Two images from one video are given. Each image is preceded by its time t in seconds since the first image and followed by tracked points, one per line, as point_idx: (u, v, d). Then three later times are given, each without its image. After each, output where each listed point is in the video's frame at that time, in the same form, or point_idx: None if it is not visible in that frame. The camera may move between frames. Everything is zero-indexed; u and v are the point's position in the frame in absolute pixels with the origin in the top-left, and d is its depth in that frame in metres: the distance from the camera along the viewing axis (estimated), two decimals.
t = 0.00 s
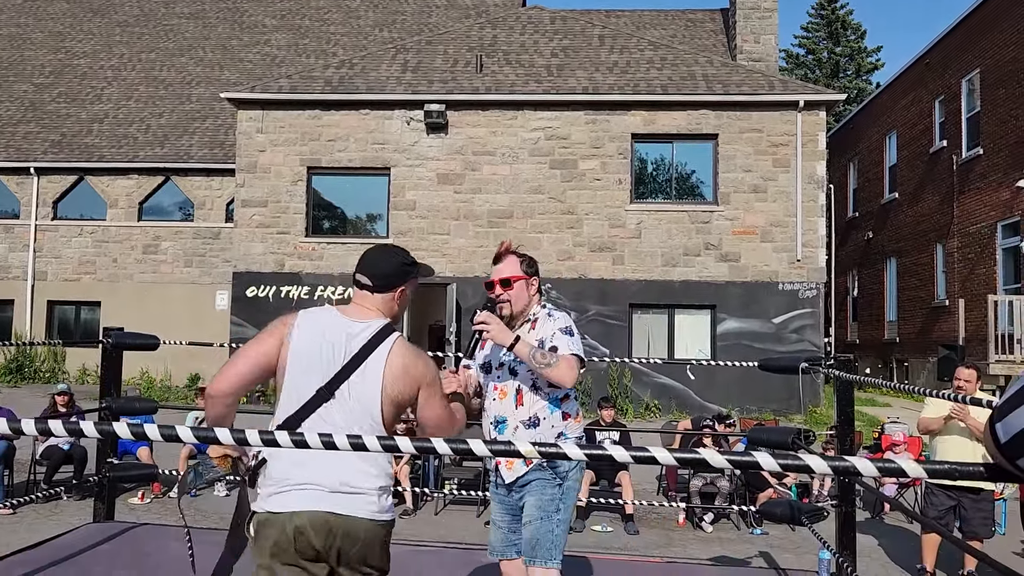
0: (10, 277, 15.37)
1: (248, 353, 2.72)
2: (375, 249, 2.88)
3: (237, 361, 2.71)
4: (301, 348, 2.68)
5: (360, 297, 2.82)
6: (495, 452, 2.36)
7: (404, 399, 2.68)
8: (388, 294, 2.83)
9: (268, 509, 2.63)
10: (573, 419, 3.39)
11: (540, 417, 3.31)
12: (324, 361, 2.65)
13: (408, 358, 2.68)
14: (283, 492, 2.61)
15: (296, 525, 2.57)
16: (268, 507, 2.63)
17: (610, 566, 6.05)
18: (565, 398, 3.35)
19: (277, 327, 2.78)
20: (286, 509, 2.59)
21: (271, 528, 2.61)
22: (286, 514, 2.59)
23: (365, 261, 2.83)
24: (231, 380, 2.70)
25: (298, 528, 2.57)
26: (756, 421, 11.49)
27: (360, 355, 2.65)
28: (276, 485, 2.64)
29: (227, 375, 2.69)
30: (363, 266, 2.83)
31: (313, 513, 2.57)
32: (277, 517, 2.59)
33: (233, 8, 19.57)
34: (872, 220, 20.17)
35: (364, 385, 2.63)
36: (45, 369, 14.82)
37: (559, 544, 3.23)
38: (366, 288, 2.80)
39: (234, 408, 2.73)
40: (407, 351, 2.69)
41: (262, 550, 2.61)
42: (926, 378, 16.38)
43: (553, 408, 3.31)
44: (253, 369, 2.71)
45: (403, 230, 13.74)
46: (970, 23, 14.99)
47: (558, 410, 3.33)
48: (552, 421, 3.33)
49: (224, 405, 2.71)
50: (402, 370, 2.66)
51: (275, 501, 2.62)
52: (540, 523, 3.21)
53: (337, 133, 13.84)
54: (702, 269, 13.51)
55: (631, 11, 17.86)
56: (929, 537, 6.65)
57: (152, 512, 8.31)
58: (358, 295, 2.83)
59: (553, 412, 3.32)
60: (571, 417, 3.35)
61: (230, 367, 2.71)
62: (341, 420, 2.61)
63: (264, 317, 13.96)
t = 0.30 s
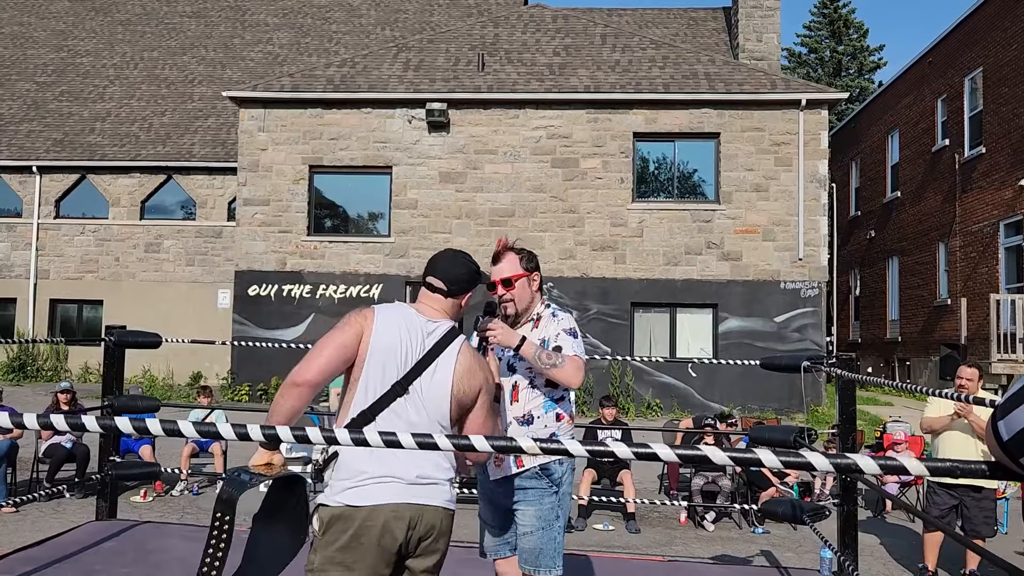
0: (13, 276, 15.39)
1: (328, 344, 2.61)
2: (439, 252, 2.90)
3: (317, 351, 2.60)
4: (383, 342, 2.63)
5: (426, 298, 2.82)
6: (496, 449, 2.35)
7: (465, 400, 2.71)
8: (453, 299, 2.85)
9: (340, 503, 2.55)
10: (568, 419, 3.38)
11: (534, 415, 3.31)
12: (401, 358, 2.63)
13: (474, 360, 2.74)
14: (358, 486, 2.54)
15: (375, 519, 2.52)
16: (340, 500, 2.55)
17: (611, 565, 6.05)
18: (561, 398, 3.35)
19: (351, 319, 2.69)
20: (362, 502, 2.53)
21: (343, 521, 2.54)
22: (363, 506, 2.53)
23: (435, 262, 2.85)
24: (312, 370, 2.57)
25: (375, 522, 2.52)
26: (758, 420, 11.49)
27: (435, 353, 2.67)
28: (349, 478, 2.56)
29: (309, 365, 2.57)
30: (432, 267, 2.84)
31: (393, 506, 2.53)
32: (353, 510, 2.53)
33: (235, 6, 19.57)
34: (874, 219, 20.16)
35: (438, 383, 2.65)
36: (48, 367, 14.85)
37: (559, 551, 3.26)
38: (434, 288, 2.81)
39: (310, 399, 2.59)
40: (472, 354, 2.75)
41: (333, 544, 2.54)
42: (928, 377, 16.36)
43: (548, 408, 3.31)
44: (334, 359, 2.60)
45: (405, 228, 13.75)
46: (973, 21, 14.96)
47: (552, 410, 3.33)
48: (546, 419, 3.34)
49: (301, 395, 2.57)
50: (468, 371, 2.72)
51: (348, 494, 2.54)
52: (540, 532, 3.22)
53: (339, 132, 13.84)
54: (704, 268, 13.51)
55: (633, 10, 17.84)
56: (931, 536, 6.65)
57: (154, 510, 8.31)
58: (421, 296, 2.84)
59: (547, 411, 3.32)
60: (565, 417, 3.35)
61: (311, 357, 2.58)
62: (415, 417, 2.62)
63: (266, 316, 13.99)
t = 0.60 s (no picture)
0: (13, 276, 15.40)
1: (385, 354, 2.55)
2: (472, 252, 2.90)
3: (376, 362, 2.53)
4: (439, 349, 2.61)
5: (467, 301, 2.82)
6: (495, 455, 2.36)
7: (511, 402, 2.77)
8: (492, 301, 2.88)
9: (400, 508, 2.54)
10: (570, 426, 3.39)
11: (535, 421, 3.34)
12: (456, 364, 2.64)
13: (519, 364, 2.80)
14: (419, 492, 2.54)
15: (438, 527, 2.53)
16: (401, 505, 2.54)
17: (610, 568, 6.06)
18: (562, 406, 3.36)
19: (402, 326, 2.63)
20: (425, 509, 2.53)
21: (404, 526, 2.53)
22: (426, 513, 2.52)
23: (474, 264, 2.85)
24: (372, 382, 2.51)
25: (437, 529, 2.53)
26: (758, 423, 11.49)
27: (485, 358, 2.70)
28: (410, 483, 2.55)
29: (370, 378, 2.50)
30: (472, 269, 2.83)
31: (455, 513, 2.54)
32: (414, 516, 2.52)
33: (236, 8, 19.58)
34: (873, 222, 20.17)
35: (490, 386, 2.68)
36: (48, 368, 14.86)
37: (560, 555, 3.26)
38: (476, 291, 2.81)
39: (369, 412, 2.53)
40: (516, 357, 2.80)
41: (388, 548, 2.54)
42: (928, 380, 16.37)
43: (548, 414, 3.33)
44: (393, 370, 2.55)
45: (405, 230, 13.75)
46: (974, 25, 14.96)
47: (553, 416, 3.34)
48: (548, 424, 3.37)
49: (362, 409, 2.50)
50: (515, 374, 2.76)
51: (408, 500, 2.54)
52: (539, 536, 3.23)
53: (340, 134, 13.85)
54: (704, 270, 13.52)
55: (634, 12, 17.85)
56: (930, 540, 6.65)
57: (153, 512, 8.32)
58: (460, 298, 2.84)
59: (548, 418, 3.34)
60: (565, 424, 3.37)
61: (371, 370, 2.52)
62: (469, 423, 2.65)
63: (266, 317, 14.00)
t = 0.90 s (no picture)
0: (7, 276, 15.35)
1: (477, 383, 2.42)
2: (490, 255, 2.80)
3: (472, 394, 2.41)
4: (514, 366, 2.58)
5: (499, 306, 2.76)
6: (490, 458, 2.33)
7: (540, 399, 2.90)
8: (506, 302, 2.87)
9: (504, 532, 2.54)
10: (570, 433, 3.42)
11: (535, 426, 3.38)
12: (523, 377, 2.64)
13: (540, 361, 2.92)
14: (520, 515, 2.57)
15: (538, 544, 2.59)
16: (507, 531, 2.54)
17: (602, 570, 6.06)
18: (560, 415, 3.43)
19: (477, 346, 2.49)
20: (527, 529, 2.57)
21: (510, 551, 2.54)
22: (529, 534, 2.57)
23: (499, 270, 2.78)
24: (470, 415, 2.41)
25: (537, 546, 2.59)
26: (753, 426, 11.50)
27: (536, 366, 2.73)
28: (508, 507, 2.56)
29: (473, 413, 2.40)
30: (501, 274, 2.77)
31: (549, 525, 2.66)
32: (521, 538, 2.55)
33: (232, 8, 19.56)
34: (868, 225, 20.22)
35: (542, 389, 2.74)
36: (41, 368, 14.82)
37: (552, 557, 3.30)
38: (508, 298, 2.76)
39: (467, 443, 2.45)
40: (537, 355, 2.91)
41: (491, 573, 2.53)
42: (922, 383, 16.40)
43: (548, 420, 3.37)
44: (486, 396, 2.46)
45: (400, 231, 13.74)
46: (969, 29, 15.01)
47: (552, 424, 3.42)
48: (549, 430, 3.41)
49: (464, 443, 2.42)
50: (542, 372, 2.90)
51: (512, 524, 2.54)
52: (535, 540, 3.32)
53: (336, 135, 13.84)
54: (699, 273, 13.53)
55: (630, 14, 17.87)
56: (923, 543, 6.65)
57: (147, 513, 8.30)
58: (487, 305, 2.76)
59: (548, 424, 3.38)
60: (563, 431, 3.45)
61: (469, 402, 2.41)
62: (530, 432, 2.75)
63: (261, 318, 13.98)
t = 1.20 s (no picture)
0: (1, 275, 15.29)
1: (583, 373, 2.47)
2: (492, 250, 2.83)
3: (586, 387, 2.45)
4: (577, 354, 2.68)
5: (517, 301, 2.81)
6: (487, 461, 2.33)
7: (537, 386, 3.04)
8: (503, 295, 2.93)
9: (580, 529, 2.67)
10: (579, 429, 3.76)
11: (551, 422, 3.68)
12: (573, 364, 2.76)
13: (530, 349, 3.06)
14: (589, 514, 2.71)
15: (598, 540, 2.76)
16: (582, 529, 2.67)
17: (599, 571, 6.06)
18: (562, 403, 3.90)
19: (562, 340, 2.53)
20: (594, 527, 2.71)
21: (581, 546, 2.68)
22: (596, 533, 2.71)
23: (508, 264, 2.82)
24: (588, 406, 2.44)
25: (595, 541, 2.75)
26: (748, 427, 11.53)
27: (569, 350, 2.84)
28: (584, 504, 2.69)
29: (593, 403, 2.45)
30: (515, 269, 2.82)
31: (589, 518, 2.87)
32: (591, 535, 2.70)
33: (229, 6, 19.52)
34: (864, 227, 20.26)
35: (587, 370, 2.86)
36: (35, 367, 14.77)
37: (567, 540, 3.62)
38: (522, 290, 2.84)
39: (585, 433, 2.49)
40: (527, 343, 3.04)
41: (567, 567, 2.66)
42: (917, 385, 16.45)
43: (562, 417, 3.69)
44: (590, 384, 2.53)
45: (397, 231, 13.73)
46: (965, 32, 15.05)
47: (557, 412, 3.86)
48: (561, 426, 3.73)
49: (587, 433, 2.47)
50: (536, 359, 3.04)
51: (585, 521, 2.68)
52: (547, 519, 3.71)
53: (332, 134, 13.81)
54: (695, 274, 13.54)
55: (627, 15, 17.88)
56: (919, 545, 6.66)
57: (141, 512, 8.28)
58: (507, 300, 2.80)
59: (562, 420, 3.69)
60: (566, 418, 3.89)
61: (586, 393, 2.45)
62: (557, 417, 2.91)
63: (256, 317, 13.96)
